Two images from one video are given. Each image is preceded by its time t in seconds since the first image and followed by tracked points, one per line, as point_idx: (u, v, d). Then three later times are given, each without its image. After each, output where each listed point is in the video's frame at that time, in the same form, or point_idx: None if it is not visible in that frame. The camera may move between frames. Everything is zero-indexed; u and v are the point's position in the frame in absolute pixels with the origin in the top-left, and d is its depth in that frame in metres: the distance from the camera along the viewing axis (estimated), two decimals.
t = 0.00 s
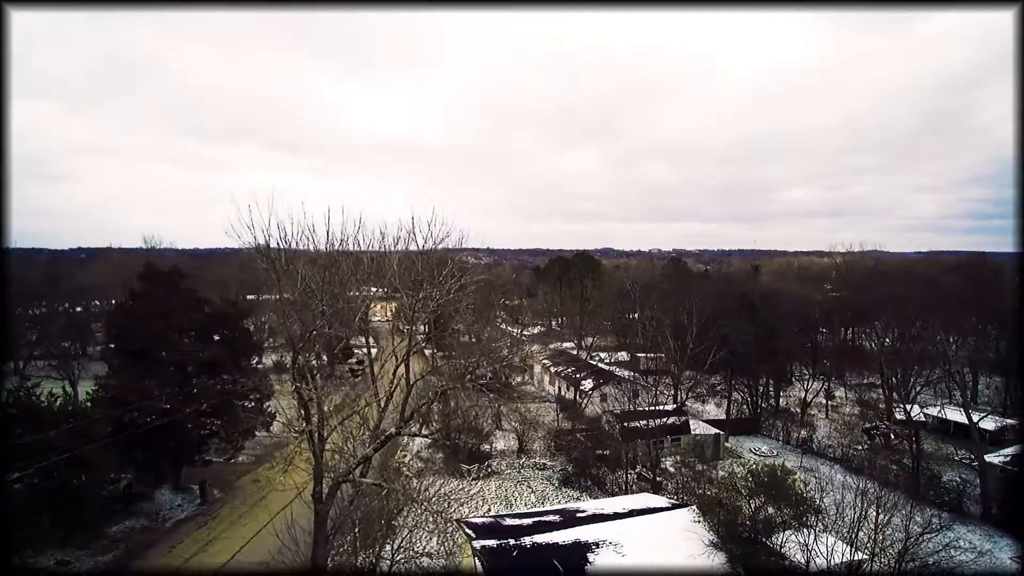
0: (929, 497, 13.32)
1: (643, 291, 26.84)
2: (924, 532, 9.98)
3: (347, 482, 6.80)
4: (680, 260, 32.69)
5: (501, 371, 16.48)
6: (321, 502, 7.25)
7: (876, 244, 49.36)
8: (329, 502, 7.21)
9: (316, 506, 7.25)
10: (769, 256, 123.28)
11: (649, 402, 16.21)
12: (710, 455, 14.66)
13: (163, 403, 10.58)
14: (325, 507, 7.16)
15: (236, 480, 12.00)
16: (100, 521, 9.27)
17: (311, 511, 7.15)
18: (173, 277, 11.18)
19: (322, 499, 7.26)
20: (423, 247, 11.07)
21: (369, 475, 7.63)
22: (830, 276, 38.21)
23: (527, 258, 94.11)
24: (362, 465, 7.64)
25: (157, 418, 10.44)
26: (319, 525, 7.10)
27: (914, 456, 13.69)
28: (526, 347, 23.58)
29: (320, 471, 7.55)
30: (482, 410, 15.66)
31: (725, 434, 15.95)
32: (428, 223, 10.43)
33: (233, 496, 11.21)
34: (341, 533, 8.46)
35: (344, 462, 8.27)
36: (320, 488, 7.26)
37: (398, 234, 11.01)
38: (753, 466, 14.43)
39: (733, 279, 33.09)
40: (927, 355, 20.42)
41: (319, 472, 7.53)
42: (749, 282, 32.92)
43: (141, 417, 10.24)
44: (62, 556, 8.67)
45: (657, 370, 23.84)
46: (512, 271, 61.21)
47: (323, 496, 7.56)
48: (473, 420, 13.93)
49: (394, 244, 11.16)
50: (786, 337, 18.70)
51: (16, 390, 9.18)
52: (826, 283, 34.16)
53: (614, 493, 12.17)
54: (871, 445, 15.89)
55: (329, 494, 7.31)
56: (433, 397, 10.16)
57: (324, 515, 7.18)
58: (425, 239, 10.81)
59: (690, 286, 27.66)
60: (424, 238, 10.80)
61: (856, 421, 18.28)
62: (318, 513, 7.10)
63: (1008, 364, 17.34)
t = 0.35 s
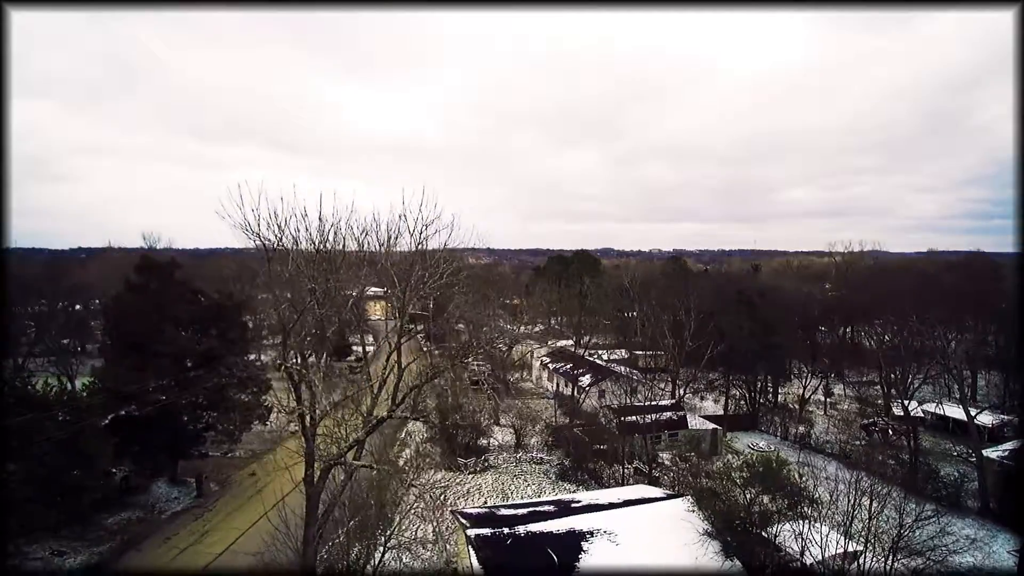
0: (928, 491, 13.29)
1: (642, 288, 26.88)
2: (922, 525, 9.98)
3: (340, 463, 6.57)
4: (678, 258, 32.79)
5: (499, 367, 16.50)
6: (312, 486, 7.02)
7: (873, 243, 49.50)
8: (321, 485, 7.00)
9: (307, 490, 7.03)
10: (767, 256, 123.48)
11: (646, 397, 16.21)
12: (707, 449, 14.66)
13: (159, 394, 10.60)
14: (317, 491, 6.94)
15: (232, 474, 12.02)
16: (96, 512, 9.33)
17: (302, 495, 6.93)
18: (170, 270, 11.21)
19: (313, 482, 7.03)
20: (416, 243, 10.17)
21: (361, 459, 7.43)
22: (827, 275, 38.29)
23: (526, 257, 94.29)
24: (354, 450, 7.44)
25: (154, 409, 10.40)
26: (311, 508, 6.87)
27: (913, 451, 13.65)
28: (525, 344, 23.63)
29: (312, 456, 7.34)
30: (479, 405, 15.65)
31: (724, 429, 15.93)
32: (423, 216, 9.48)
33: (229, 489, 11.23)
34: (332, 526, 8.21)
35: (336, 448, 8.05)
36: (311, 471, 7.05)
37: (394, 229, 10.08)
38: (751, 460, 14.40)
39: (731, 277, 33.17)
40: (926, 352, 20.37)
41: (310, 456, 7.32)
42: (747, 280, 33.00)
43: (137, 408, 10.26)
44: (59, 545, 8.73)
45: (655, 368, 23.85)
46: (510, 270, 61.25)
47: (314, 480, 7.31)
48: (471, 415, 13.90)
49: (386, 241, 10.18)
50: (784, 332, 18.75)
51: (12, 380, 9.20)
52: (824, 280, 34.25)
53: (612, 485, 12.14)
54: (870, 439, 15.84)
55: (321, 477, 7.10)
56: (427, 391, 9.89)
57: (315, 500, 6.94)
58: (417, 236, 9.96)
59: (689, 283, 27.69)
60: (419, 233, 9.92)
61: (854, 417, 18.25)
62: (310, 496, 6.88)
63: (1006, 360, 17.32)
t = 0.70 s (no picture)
0: (927, 486, 13.27)
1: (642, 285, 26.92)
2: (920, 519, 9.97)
3: (334, 449, 6.58)
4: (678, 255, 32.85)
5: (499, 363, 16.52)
6: (308, 471, 7.05)
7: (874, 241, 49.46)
8: (316, 471, 7.03)
9: (302, 476, 7.06)
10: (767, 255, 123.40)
11: (646, 392, 16.23)
12: (706, 444, 14.68)
13: (156, 385, 10.65)
14: (312, 477, 6.97)
15: (231, 468, 12.08)
16: (95, 504, 9.41)
17: (297, 480, 6.96)
18: (169, 262, 11.26)
19: (308, 468, 7.06)
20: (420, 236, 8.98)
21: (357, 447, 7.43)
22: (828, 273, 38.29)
23: (526, 256, 94.29)
24: (350, 437, 7.46)
25: (152, 401, 10.48)
26: (306, 494, 6.90)
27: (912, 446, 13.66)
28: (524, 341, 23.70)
29: (307, 443, 7.37)
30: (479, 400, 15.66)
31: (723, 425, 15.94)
32: (423, 210, 8.10)
33: (227, 483, 11.29)
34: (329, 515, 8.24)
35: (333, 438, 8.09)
36: (306, 457, 7.08)
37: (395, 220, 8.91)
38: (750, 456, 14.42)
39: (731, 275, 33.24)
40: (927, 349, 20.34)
41: (305, 443, 7.34)
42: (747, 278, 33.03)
43: (136, 400, 10.32)
44: (58, 536, 8.54)
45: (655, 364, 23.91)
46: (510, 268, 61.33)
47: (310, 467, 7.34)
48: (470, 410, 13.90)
49: (385, 232, 9.04)
50: (784, 328, 18.77)
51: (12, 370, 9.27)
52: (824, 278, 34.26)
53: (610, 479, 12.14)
54: (868, 434, 15.85)
55: (316, 463, 7.11)
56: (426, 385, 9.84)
57: (310, 485, 6.97)
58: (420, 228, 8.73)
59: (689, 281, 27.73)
60: (421, 225, 8.63)
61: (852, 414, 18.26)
62: (304, 482, 6.90)
63: (1006, 357, 17.31)
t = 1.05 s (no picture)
0: (928, 485, 13.25)
1: (641, 285, 26.79)
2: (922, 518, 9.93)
3: (331, 445, 6.50)
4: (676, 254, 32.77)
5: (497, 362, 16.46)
6: (304, 467, 6.96)
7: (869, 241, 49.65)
8: (312, 469, 6.96)
9: (298, 473, 6.97)
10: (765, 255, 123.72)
11: (645, 391, 16.15)
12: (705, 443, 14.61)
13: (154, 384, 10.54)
14: (308, 474, 6.89)
15: (229, 466, 12.05)
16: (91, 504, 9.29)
17: (293, 477, 6.88)
18: (165, 259, 11.13)
19: (304, 464, 6.98)
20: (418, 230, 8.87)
21: (353, 443, 7.35)
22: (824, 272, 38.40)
23: (523, 256, 94.38)
24: (347, 434, 7.40)
25: (148, 399, 10.33)
26: (301, 491, 6.82)
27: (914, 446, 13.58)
28: (523, 340, 23.64)
29: (304, 440, 7.30)
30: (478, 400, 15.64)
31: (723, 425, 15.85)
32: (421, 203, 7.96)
33: (225, 482, 11.23)
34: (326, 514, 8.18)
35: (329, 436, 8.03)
36: (302, 454, 7.01)
37: (392, 215, 8.77)
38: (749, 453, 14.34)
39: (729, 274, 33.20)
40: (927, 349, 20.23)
41: (302, 440, 7.27)
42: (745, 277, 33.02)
43: (133, 399, 10.23)
44: (53, 536, 8.77)
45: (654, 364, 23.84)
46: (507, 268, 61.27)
47: (306, 463, 7.26)
48: (469, 411, 13.87)
49: (383, 227, 8.90)
50: (783, 326, 18.69)
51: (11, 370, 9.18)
52: (821, 277, 34.34)
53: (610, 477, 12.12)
54: (870, 432, 15.79)
55: (312, 460, 7.04)
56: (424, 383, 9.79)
57: (307, 482, 6.89)
58: (417, 222, 8.62)
59: (686, 279, 27.67)
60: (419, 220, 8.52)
61: (852, 413, 18.20)
62: (300, 478, 6.83)
63: (1006, 357, 17.26)
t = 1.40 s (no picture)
0: (932, 486, 13.12)
1: (642, 285, 26.66)
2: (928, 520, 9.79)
3: (327, 447, 6.39)
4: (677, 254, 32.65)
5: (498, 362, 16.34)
6: (300, 469, 6.85)
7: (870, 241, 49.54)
8: (308, 470, 6.86)
9: (294, 474, 6.87)
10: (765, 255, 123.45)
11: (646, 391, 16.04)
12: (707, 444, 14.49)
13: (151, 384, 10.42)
14: (304, 476, 6.79)
15: (227, 467, 11.94)
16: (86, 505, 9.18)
17: (289, 479, 6.78)
18: (162, 258, 11.01)
19: (300, 466, 6.87)
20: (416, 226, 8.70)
21: (350, 445, 7.24)
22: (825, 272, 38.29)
23: (523, 256, 94.22)
24: (344, 435, 7.29)
25: (145, 399, 10.23)
26: (297, 493, 6.72)
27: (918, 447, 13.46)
28: (523, 340, 23.52)
29: (300, 441, 7.20)
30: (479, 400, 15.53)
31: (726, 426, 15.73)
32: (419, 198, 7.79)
33: (223, 483, 11.12)
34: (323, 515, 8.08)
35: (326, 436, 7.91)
36: (298, 456, 6.90)
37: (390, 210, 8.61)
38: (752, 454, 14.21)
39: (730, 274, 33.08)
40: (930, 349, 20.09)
41: (298, 441, 7.16)
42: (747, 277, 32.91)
43: (130, 399, 10.12)
44: (48, 537, 8.67)
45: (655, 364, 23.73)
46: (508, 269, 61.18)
47: (302, 465, 7.15)
48: (469, 411, 13.75)
49: (381, 223, 8.74)
50: (786, 326, 18.54)
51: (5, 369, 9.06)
52: (823, 277, 34.22)
53: (612, 478, 11.99)
54: (872, 432, 15.67)
55: (309, 461, 6.93)
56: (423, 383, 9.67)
57: (302, 483, 6.78)
58: (415, 217, 8.45)
59: (688, 279, 27.53)
60: (417, 216, 8.35)
61: (855, 414, 18.08)
62: (295, 481, 6.72)
63: (1010, 357, 17.13)
